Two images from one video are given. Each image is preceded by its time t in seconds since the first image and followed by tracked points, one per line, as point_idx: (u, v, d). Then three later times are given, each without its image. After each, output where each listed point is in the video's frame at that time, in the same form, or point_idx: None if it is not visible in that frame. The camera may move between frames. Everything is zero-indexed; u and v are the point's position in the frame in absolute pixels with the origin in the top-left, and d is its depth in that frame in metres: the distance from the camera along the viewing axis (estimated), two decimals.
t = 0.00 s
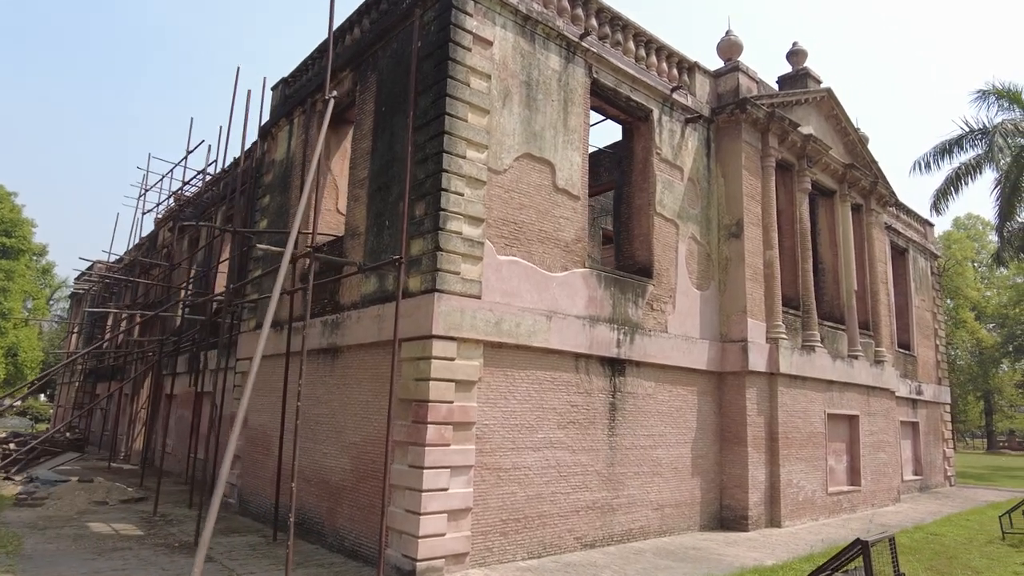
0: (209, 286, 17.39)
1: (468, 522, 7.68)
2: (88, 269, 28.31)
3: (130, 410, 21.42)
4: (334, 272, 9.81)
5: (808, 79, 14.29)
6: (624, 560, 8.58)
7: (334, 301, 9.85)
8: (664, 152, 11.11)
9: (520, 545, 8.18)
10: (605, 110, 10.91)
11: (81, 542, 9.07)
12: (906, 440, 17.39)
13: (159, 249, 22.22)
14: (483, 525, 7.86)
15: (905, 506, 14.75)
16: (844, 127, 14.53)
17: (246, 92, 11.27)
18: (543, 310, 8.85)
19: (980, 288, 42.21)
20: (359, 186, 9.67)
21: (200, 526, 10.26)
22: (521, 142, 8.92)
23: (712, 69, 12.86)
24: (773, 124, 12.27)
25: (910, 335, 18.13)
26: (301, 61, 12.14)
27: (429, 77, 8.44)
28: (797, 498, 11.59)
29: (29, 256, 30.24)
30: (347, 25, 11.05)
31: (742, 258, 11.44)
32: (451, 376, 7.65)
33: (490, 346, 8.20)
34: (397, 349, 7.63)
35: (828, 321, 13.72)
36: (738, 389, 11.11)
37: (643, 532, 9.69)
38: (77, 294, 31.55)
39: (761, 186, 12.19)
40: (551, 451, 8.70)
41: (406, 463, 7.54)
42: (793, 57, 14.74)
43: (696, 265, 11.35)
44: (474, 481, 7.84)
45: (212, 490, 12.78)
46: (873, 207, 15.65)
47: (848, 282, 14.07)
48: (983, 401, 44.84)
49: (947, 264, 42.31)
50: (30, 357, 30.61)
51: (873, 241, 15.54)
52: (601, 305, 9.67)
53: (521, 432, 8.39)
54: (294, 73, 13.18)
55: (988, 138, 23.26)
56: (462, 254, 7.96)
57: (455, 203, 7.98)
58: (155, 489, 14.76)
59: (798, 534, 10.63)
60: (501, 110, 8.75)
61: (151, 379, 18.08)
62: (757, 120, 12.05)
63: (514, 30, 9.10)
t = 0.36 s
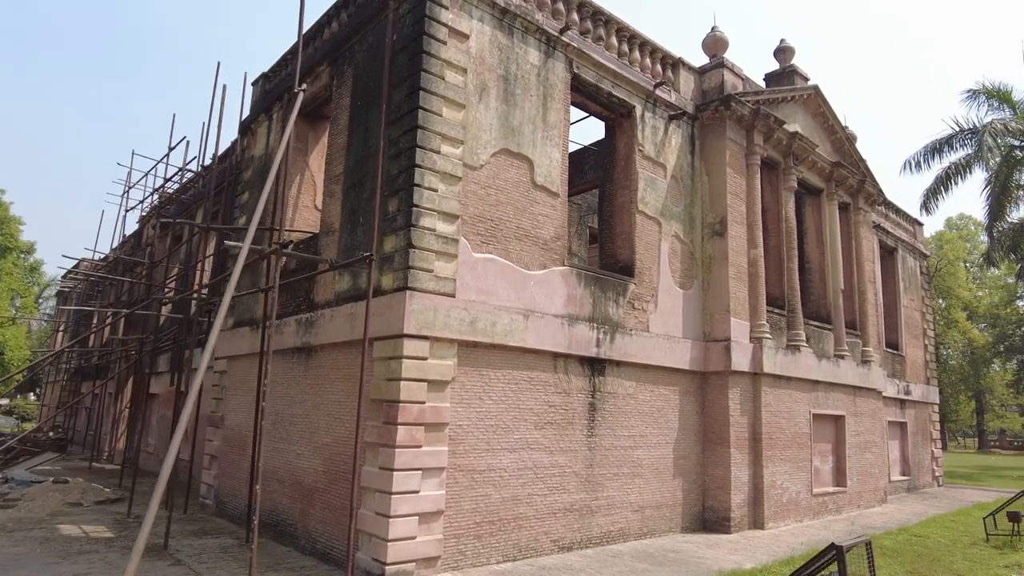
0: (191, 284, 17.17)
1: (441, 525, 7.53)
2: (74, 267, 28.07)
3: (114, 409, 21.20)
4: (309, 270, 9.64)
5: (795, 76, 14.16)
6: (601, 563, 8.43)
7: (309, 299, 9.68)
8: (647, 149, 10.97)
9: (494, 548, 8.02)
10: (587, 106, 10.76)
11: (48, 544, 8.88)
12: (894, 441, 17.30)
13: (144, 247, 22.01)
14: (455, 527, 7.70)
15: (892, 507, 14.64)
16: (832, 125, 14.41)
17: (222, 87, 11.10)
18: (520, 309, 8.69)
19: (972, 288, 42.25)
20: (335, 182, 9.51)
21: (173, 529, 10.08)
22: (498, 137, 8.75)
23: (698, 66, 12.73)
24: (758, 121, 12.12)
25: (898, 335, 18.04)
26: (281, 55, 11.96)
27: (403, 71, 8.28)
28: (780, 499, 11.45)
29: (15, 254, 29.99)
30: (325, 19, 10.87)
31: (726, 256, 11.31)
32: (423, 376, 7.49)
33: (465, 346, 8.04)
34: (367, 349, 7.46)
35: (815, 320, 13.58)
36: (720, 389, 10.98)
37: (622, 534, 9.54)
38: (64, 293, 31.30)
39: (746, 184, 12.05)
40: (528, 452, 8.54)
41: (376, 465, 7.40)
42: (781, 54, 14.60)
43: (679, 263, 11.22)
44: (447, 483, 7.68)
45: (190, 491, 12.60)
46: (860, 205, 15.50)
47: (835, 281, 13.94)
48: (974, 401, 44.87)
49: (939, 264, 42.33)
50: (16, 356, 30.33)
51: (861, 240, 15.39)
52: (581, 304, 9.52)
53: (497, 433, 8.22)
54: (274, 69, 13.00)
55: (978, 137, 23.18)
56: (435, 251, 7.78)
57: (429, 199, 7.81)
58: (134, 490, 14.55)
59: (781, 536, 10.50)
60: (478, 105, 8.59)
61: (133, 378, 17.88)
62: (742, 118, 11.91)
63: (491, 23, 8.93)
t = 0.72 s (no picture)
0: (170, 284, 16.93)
1: (409, 527, 7.36)
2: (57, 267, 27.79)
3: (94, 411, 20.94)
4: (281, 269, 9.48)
5: (778, 75, 14.06)
6: (575, 566, 8.27)
7: (280, 298, 9.52)
8: (626, 146, 10.84)
9: (465, 551, 7.86)
10: (566, 103, 10.63)
11: (10, 548, 8.67)
12: (879, 442, 17.21)
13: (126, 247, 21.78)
14: (424, 530, 7.53)
15: (876, 508, 14.53)
16: (816, 124, 14.33)
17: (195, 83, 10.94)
18: (494, 308, 8.52)
19: (961, 290, 42.32)
20: (307, 178, 9.35)
21: (142, 532, 9.87)
22: (471, 132, 8.59)
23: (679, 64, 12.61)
24: (739, 119, 12.01)
25: (884, 335, 17.96)
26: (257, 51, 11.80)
27: (373, 64, 8.13)
28: (762, 501, 11.31)
29: None
30: (300, 13, 10.71)
31: (706, 255, 11.20)
32: (391, 376, 7.33)
33: (436, 344, 7.87)
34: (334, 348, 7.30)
35: (798, 320, 13.46)
36: (700, 389, 10.85)
37: (599, 537, 9.39)
38: (47, 293, 30.98)
39: (728, 182, 11.94)
40: (501, 453, 8.37)
41: (342, 467, 7.25)
42: (764, 53, 14.51)
43: (659, 262, 11.10)
44: (416, 485, 7.52)
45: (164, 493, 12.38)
46: (845, 205, 15.36)
47: (818, 281, 13.82)
48: (964, 403, 44.92)
49: (928, 267, 42.39)
50: None
51: (845, 240, 15.23)
52: (557, 302, 9.37)
53: (469, 434, 8.05)
54: (251, 65, 12.83)
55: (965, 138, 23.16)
56: (405, 248, 7.62)
57: (398, 195, 7.65)
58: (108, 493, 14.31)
59: (761, 538, 10.36)
60: (450, 99, 8.44)
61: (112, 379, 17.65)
62: (723, 115, 11.79)
63: (465, 17, 8.79)
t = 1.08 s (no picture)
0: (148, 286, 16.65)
1: (377, 534, 7.20)
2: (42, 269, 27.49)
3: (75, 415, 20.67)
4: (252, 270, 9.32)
5: (763, 74, 13.95)
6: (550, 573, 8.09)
7: (252, 299, 9.34)
8: (606, 146, 10.70)
9: (436, 558, 7.68)
10: (544, 102, 10.48)
11: None
12: (867, 444, 17.08)
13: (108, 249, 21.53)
14: (393, 536, 7.36)
15: (863, 512, 14.38)
16: (801, 124, 14.22)
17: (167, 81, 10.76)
18: (467, 309, 8.33)
19: (953, 293, 42.31)
20: (279, 177, 9.18)
21: (111, 538, 9.66)
22: (445, 130, 8.42)
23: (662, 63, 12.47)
24: (722, 118, 11.88)
25: (872, 337, 17.84)
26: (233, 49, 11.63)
27: (343, 60, 7.98)
28: (745, 505, 11.14)
29: None
30: (275, 11, 10.54)
31: (688, 256, 11.06)
32: (358, 379, 7.16)
33: (407, 346, 7.69)
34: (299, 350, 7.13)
35: (783, 322, 13.31)
36: (682, 392, 10.70)
37: (577, 543, 9.21)
38: (32, 296, 30.70)
39: (711, 182, 11.80)
40: (475, 457, 8.19)
41: (308, 472, 7.09)
42: (750, 52, 14.39)
43: (640, 263, 10.97)
44: (384, 491, 7.35)
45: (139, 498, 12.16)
46: (831, 206, 15.20)
47: (804, 282, 13.68)
48: (956, 405, 44.89)
49: (920, 269, 42.38)
50: None
51: (832, 241, 15.09)
52: (534, 304, 9.19)
53: (441, 438, 7.88)
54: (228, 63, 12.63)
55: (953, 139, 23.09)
56: (374, 247, 7.46)
57: (367, 193, 7.48)
58: (84, 497, 14.06)
59: (743, 543, 10.20)
60: (423, 96, 8.27)
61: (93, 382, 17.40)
62: (705, 115, 11.65)
63: (439, 13, 8.64)
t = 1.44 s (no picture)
0: (128, 284, 16.40)
1: (344, 536, 7.02)
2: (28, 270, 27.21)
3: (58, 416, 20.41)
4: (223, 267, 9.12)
5: (749, 69, 13.78)
6: None
7: (223, 297, 9.14)
8: (587, 140, 10.52)
9: (407, 560, 7.51)
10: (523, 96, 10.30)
11: None
12: (856, 443, 16.93)
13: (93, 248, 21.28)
14: (362, 539, 7.18)
15: (851, 512, 14.22)
16: (788, 120, 14.06)
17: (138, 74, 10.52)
18: (441, 305, 8.13)
19: (945, 291, 42.29)
20: (250, 172, 9.00)
21: (80, 541, 9.45)
22: (418, 123, 8.23)
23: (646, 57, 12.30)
24: (706, 113, 11.70)
25: (861, 335, 17.71)
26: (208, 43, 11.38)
27: (312, 51, 7.81)
28: (729, 505, 10.96)
29: None
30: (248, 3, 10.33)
31: (671, 252, 10.90)
32: (324, 377, 6.99)
33: (377, 344, 7.50)
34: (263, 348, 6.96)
35: (769, 319, 13.14)
36: (664, 390, 10.54)
37: (555, 544, 9.03)
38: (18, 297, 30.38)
39: (694, 177, 11.62)
40: (448, 458, 8.00)
41: (273, 473, 6.92)
42: (736, 47, 14.23)
43: (622, 260, 10.80)
44: (352, 492, 7.17)
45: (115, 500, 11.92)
46: (819, 202, 15.03)
47: (790, 279, 13.52)
48: (949, 404, 44.83)
49: (912, 268, 42.26)
50: None
51: (819, 237, 14.92)
52: (511, 301, 8.99)
53: (412, 438, 7.69)
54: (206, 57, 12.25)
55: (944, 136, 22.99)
56: (341, 242, 7.28)
57: (334, 186, 7.32)
58: (61, 499, 13.80)
59: (725, 544, 10.03)
60: (394, 88, 8.10)
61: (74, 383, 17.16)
62: (689, 109, 11.48)
63: (411, 4, 8.45)
